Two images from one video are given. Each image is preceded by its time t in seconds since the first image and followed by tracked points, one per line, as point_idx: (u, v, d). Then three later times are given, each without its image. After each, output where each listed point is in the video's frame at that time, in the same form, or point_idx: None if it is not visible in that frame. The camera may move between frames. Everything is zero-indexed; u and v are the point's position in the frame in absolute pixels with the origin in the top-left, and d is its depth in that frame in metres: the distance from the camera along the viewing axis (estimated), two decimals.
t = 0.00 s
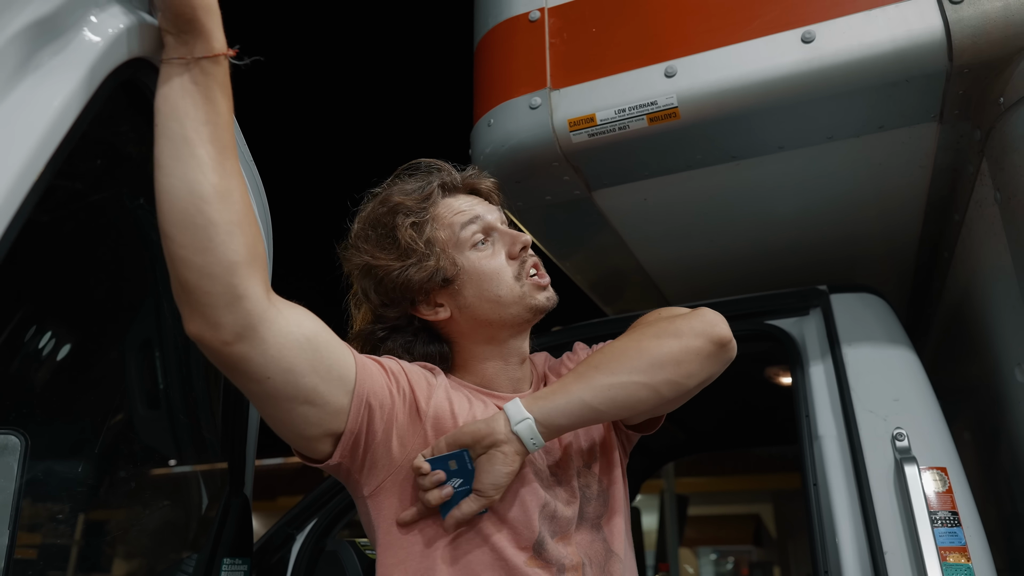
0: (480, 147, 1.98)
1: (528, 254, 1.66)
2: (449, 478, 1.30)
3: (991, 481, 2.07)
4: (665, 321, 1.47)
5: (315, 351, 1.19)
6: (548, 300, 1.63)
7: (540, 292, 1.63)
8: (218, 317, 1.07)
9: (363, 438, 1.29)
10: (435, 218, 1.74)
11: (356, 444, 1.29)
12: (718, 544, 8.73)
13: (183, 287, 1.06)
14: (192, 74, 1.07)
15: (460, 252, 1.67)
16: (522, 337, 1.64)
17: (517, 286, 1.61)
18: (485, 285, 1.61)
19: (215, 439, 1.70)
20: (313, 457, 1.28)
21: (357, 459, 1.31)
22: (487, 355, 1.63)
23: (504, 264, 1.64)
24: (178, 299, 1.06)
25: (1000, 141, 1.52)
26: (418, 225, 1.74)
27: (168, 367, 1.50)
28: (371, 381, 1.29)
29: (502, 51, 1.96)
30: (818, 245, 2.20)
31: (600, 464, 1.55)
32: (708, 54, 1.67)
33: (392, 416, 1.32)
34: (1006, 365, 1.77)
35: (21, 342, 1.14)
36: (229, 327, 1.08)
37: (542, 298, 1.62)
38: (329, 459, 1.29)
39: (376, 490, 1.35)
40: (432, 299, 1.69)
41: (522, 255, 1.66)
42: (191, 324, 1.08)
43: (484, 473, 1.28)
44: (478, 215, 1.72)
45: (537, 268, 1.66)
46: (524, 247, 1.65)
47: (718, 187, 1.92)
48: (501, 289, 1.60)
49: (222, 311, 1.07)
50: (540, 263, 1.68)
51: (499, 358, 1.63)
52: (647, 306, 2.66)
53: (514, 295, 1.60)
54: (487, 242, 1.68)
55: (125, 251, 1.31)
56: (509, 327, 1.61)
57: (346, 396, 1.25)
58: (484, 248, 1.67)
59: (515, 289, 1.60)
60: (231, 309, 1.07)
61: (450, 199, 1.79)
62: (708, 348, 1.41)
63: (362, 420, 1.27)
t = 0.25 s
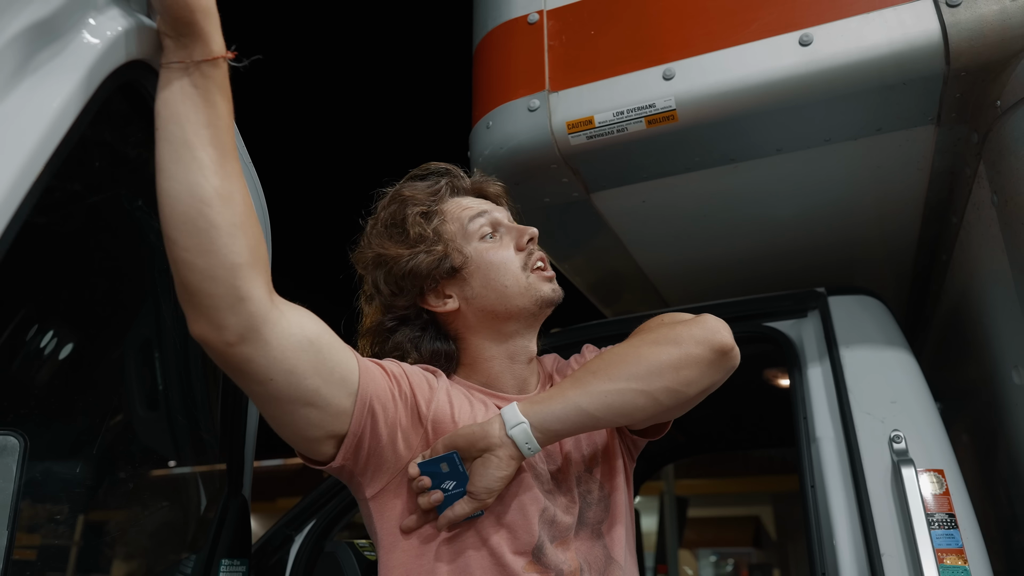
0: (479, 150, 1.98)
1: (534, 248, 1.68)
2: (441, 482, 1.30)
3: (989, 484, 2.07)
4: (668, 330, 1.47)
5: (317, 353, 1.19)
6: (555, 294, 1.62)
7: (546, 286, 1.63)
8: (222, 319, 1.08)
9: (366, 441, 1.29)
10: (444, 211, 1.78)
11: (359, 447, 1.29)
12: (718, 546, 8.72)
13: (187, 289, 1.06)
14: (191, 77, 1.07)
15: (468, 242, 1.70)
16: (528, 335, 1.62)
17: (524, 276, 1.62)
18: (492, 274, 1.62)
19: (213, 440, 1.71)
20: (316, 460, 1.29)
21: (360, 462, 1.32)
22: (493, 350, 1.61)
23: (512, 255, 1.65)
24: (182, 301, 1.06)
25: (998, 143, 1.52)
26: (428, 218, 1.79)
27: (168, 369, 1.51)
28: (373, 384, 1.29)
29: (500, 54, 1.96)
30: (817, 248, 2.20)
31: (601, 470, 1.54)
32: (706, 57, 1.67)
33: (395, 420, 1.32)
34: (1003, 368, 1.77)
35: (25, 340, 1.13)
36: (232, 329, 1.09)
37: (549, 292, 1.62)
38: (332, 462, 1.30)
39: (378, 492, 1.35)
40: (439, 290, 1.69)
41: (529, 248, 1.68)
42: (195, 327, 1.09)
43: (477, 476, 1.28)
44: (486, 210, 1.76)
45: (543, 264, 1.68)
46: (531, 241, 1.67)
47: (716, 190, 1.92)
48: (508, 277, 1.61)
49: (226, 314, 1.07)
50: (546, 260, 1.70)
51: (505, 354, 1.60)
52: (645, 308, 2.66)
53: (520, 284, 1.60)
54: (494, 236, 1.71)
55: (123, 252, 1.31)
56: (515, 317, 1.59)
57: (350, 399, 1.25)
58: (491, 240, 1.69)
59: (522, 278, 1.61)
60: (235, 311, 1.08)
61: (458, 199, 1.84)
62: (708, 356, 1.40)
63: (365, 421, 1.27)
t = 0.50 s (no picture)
0: (476, 150, 1.99)
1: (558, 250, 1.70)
2: (443, 479, 1.31)
3: (986, 484, 2.08)
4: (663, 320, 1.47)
5: (325, 349, 1.19)
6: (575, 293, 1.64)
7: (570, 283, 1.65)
8: (232, 315, 1.08)
9: (370, 439, 1.29)
10: (478, 198, 1.77)
11: (364, 445, 1.29)
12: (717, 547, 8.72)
13: (196, 286, 1.06)
14: (198, 73, 1.08)
15: (500, 232, 1.69)
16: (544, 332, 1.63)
17: (551, 270, 1.63)
18: (524, 264, 1.63)
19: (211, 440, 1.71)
20: (321, 459, 1.28)
21: (365, 460, 1.32)
22: (510, 342, 1.60)
23: (541, 251, 1.66)
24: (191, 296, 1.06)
25: (995, 143, 1.53)
26: (463, 201, 1.76)
27: (166, 369, 1.51)
28: (379, 382, 1.30)
29: (498, 54, 1.97)
30: (814, 249, 2.21)
31: (600, 463, 1.54)
32: (704, 56, 1.67)
33: (399, 418, 1.33)
34: (1000, 367, 1.78)
35: (11, 348, 1.11)
36: (243, 325, 1.08)
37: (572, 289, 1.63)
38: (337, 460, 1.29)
39: (381, 490, 1.35)
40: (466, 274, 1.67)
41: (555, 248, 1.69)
42: (204, 323, 1.08)
43: (478, 470, 1.29)
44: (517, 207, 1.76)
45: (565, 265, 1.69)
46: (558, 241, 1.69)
47: (714, 189, 1.92)
48: (538, 269, 1.62)
49: (236, 310, 1.07)
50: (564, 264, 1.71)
51: (517, 347, 1.59)
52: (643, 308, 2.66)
53: (549, 278, 1.61)
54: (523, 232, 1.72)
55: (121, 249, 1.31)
56: (541, 308, 1.60)
57: (356, 396, 1.26)
58: (521, 236, 1.70)
59: (551, 272, 1.62)
60: (244, 307, 1.08)
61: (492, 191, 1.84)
62: (704, 344, 1.40)
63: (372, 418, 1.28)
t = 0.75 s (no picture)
0: (471, 149, 1.99)
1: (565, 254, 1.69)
2: (439, 478, 1.30)
3: (981, 482, 2.08)
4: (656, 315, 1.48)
5: (323, 347, 1.19)
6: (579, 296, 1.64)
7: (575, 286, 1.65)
8: (229, 313, 1.08)
9: (368, 435, 1.30)
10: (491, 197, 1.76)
11: (362, 440, 1.29)
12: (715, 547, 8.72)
13: (194, 284, 1.06)
14: (193, 72, 1.08)
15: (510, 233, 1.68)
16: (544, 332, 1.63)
17: (556, 274, 1.63)
18: (531, 265, 1.63)
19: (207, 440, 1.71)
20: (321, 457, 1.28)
21: (363, 455, 1.32)
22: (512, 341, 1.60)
23: (548, 253, 1.66)
24: (189, 295, 1.07)
25: (988, 140, 1.53)
26: (477, 199, 1.75)
27: (161, 369, 1.51)
28: (377, 379, 1.30)
29: (493, 53, 1.97)
30: (809, 247, 2.21)
31: (595, 460, 1.54)
32: (699, 55, 1.68)
33: (397, 415, 1.33)
34: (994, 365, 1.78)
35: (8, 349, 1.11)
36: (240, 323, 1.08)
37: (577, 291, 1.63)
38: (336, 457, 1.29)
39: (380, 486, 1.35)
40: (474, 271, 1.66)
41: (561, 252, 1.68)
42: (202, 322, 1.08)
43: (478, 470, 1.28)
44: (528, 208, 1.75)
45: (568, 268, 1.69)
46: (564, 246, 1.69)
47: (710, 188, 1.92)
48: (545, 272, 1.62)
49: (234, 308, 1.07)
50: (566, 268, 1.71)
51: (518, 346, 1.59)
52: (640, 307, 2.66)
53: (553, 281, 1.61)
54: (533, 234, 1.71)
55: (116, 247, 1.31)
56: (546, 309, 1.60)
57: (355, 393, 1.26)
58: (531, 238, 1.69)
59: (555, 276, 1.62)
60: (242, 305, 1.08)
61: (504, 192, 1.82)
62: (699, 338, 1.40)
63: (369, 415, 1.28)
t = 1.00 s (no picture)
0: (464, 147, 1.99)
1: (507, 261, 1.59)
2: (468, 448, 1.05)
3: (975, 478, 2.09)
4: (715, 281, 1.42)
5: (308, 349, 1.20)
6: (514, 313, 1.56)
7: (505, 305, 1.56)
8: (214, 314, 1.08)
9: (355, 435, 1.31)
10: (435, 215, 1.79)
11: (349, 440, 1.30)
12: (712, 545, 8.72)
13: (179, 285, 1.06)
14: (180, 72, 1.08)
15: (445, 250, 1.69)
16: (502, 343, 1.61)
17: (482, 293, 1.59)
18: (455, 288, 1.62)
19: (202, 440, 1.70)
20: (306, 457, 1.29)
21: (350, 456, 1.33)
22: (470, 354, 1.63)
23: (479, 268, 1.61)
24: (174, 296, 1.07)
25: (980, 138, 1.53)
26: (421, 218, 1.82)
27: (156, 369, 1.50)
28: (362, 379, 1.31)
29: (487, 51, 1.96)
30: (804, 245, 2.21)
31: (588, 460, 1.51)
32: (692, 53, 1.68)
33: (382, 415, 1.34)
34: (987, 361, 1.79)
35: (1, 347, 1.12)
36: (226, 324, 1.09)
37: (506, 311, 1.56)
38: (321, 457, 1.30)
39: (366, 486, 1.35)
40: (427, 287, 1.78)
41: (500, 262, 1.60)
42: (187, 322, 1.08)
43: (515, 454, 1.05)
44: (474, 216, 1.70)
45: (513, 280, 1.59)
46: (502, 256, 1.59)
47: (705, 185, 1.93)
48: (468, 293, 1.60)
49: (219, 309, 1.08)
50: (523, 273, 1.60)
51: (480, 355, 1.62)
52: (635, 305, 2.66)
53: (478, 302, 1.58)
54: (476, 244, 1.66)
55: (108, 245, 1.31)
56: (480, 327, 1.60)
57: (339, 394, 1.27)
58: (468, 250, 1.65)
59: (479, 296, 1.58)
60: (227, 306, 1.08)
61: (456, 198, 1.79)
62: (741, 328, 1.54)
63: (353, 416, 1.29)
